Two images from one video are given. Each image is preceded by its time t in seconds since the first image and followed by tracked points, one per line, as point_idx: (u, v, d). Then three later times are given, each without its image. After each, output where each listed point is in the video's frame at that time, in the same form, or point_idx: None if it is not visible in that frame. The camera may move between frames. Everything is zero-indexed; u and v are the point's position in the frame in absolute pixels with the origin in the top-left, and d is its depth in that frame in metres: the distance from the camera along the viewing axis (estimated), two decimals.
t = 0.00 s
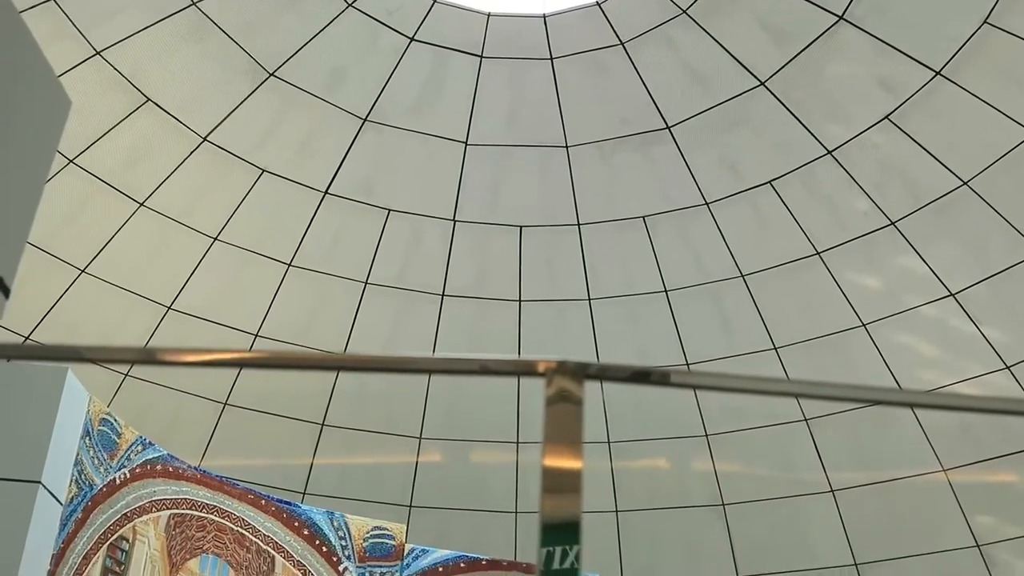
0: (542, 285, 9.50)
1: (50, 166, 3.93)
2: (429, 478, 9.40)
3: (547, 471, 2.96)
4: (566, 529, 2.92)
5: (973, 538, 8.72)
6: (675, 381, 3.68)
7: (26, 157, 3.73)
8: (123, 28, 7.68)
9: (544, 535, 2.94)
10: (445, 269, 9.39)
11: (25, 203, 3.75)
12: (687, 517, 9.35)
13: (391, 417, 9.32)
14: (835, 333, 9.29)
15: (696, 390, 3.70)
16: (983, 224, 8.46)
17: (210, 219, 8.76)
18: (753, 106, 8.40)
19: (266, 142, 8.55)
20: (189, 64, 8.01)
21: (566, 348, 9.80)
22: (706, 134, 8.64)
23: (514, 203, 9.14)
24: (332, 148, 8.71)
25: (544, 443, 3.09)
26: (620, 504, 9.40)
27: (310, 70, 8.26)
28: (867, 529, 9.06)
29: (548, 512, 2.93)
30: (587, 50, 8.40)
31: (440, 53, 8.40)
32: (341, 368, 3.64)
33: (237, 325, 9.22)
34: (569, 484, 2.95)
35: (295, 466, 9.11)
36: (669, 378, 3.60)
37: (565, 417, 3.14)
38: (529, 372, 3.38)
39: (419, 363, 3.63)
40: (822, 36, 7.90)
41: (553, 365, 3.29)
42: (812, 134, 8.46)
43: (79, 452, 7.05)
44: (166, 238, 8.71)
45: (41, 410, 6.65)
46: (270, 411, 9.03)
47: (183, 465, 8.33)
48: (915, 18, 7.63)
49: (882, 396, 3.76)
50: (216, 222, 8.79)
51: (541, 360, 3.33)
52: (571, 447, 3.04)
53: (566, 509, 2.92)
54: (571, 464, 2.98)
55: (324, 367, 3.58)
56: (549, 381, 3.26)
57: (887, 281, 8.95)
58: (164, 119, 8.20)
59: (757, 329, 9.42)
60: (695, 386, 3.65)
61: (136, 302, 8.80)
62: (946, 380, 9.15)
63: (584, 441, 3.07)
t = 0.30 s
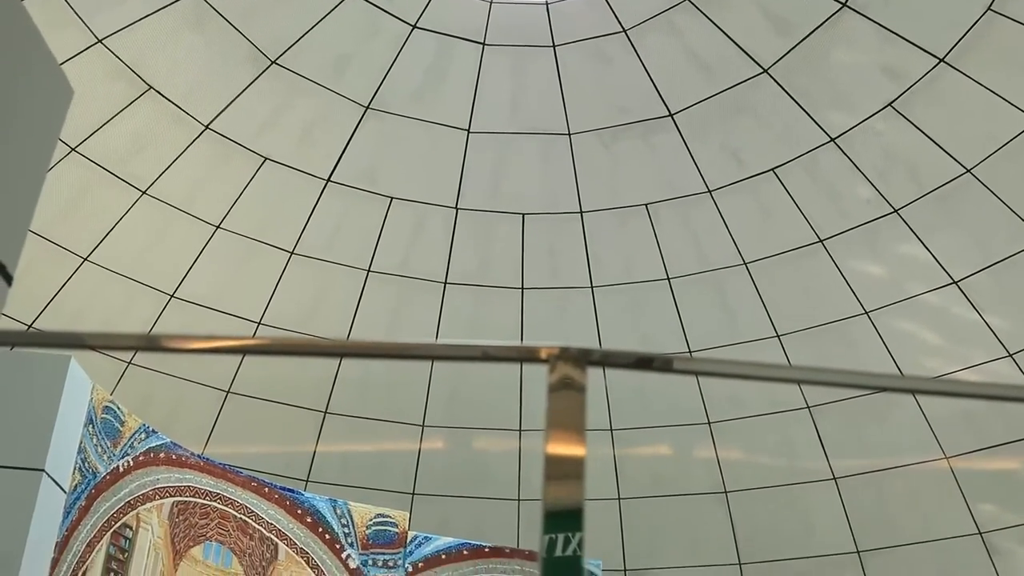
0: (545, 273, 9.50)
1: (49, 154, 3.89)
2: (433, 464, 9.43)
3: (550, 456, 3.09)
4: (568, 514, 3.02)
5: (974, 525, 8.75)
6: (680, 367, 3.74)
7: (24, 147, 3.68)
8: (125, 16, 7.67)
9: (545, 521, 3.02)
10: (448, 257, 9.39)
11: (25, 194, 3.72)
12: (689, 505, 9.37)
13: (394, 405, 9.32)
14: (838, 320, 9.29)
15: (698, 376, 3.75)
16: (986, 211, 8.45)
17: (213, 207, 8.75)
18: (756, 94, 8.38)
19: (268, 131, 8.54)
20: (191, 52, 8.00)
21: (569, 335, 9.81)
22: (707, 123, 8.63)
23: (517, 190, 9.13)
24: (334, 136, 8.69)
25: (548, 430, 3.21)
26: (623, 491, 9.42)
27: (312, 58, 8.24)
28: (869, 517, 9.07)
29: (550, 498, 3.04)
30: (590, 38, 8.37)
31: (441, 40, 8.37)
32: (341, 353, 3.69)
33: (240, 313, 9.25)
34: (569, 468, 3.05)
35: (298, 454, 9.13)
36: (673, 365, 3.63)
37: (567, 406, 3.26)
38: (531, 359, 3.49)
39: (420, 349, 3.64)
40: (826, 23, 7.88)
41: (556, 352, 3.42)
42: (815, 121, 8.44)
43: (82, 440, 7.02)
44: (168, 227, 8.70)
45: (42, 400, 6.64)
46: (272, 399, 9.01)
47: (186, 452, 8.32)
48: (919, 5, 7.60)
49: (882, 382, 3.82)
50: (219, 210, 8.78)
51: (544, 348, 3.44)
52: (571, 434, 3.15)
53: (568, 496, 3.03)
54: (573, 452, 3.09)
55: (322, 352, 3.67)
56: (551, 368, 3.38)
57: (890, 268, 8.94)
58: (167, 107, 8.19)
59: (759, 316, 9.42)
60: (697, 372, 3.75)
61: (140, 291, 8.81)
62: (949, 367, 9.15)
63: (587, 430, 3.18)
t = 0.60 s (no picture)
0: (547, 260, 9.48)
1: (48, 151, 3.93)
2: (435, 451, 9.45)
3: (554, 444, 3.18)
4: (571, 501, 3.11)
5: (977, 513, 8.75)
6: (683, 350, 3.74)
7: (24, 141, 3.73)
8: (128, 3, 7.68)
9: (548, 506, 3.11)
10: (451, 243, 9.38)
11: (25, 190, 3.77)
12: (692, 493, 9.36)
13: (397, 393, 9.38)
14: (841, 308, 9.27)
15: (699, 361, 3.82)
16: (989, 198, 8.43)
17: (216, 195, 8.74)
18: (759, 81, 8.38)
19: (271, 118, 8.54)
20: (194, 39, 8.02)
21: (571, 323, 9.79)
22: (710, 110, 8.63)
23: (520, 177, 9.12)
24: (337, 123, 8.70)
25: (549, 417, 3.32)
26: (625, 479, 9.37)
27: (315, 45, 8.27)
28: (871, 503, 9.08)
29: (553, 484, 3.13)
30: (593, 25, 8.37)
31: (444, 27, 8.37)
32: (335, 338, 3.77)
33: (242, 301, 9.22)
34: (572, 456, 3.16)
35: (300, 441, 9.12)
36: (674, 351, 3.70)
37: (570, 394, 3.35)
38: (534, 345, 3.53)
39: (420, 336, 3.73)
40: (828, 10, 7.90)
41: (559, 340, 3.50)
42: (818, 109, 8.43)
43: (85, 427, 6.76)
44: (171, 214, 8.67)
45: (42, 386, 6.33)
46: (275, 386, 9.02)
47: (189, 441, 8.19)
48: None
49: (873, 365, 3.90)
50: (221, 197, 8.76)
51: (547, 334, 3.49)
52: (574, 423, 3.26)
53: (571, 481, 3.13)
54: (574, 439, 3.20)
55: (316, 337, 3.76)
56: (555, 355, 3.47)
57: (893, 256, 8.93)
58: (170, 95, 8.19)
59: (762, 303, 9.41)
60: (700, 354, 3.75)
61: (143, 280, 8.74)
62: (952, 355, 9.10)
63: (588, 417, 3.29)
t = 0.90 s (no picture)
0: (549, 247, 9.46)
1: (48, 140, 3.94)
2: (438, 437, 9.59)
3: (556, 430, 2.99)
4: (572, 488, 2.93)
5: (979, 500, 8.78)
6: (686, 335, 3.63)
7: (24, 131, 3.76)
8: None
9: (550, 495, 2.90)
10: (453, 230, 9.35)
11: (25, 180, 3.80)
12: (694, 480, 9.37)
13: (400, 381, 9.47)
14: (844, 295, 9.24)
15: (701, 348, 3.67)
16: (992, 185, 8.42)
17: (218, 182, 8.72)
18: (761, 67, 8.37)
19: (273, 106, 8.53)
20: (195, 26, 8.01)
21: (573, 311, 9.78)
22: (713, 97, 8.61)
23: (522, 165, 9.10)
24: (338, 111, 8.70)
25: (552, 403, 3.11)
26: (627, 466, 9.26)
27: (316, 32, 8.25)
28: (873, 490, 9.09)
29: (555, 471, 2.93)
30: (595, 11, 8.35)
31: (446, 14, 8.36)
32: (340, 325, 3.61)
33: (243, 287, 9.16)
34: (574, 443, 2.97)
35: (304, 427, 9.19)
36: (675, 337, 3.55)
37: (572, 380, 3.16)
38: (536, 331, 3.37)
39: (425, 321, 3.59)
40: None
41: (561, 325, 3.30)
42: (820, 96, 8.42)
43: (88, 414, 6.47)
44: (173, 202, 8.66)
45: (44, 371, 5.89)
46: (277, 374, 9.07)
47: (191, 427, 8.09)
48: None
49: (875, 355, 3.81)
50: (223, 184, 8.74)
51: (548, 319, 3.32)
52: (576, 409, 3.07)
53: (575, 469, 2.93)
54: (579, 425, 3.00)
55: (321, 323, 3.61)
56: (557, 340, 3.26)
57: (895, 243, 8.93)
58: (172, 82, 8.19)
59: (764, 291, 9.39)
60: (703, 344, 3.64)
61: (145, 268, 8.73)
62: (954, 342, 9.11)
63: (592, 402, 3.09)
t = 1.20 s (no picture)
0: (551, 234, 9.45)
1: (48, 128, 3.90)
2: (441, 422, 9.54)
3: (559, 419, 2.92)
4: (576, 476, 2.87)
5: (981, 487, 8.80)
6: (690, 323, 3.52)
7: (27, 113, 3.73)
8: None
9: (552, 482, 2.87)
10: (455, 217, 9.34)
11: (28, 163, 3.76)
12: (697, 466, 9.39)
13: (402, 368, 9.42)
14: (847, 282, 9.23)
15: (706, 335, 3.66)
16: (994, 172, 8.41)
17: (219, 169, 8.70)
18: (764, 54, 8.35)
19: (274, 93, 8.52)
20: (197, 13, 7.98)
21: (576, 298, 9.77)
22: (715, 84, 8.60)
23: (524, 152, 9.09)
24: (339, 99, 8.69)
25: (555, 391, 3.05)
26: (630, 453, 9.36)
27: (318, 19, 8.23)
28: (875, 477, 9.11)
29: (558, 459, 2.88)
30: None
31: None
32: (348, 313, 3.60)
33: (246, 275, 9.17)
34: (579, 431, 2.90)
35: (307, 415, 9.21)
36: (681, 323, 3.53)
37: (573, 367, 3.07)
38: (538, 317, 3.27)
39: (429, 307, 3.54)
40: None
41: (564, 310, 3.21)
42: (823, 82, 8.41)
43: (91, 401, 6.39)
44: (175, 190, 8.65)
45: (47, 358, 5.75)
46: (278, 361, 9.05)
47: (194, 414, 8.06)
48: None
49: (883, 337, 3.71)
50: (225, 171, 8.73)
51: (550, 305, 3.21)
52: (578, 396, 2.99)
53: (576, 456, 2.88)
54: (580, 411, 2.94)
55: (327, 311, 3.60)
56: (559, 326, 3.19)
57: (897, 229, 8.92)
58: (173, 70, 8.18)
59: (766, 278, 9.38)
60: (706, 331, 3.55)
61: (148, 256, 8.74)
62: (957, 330, 9.11)
63: (594, 389, 3.03)
